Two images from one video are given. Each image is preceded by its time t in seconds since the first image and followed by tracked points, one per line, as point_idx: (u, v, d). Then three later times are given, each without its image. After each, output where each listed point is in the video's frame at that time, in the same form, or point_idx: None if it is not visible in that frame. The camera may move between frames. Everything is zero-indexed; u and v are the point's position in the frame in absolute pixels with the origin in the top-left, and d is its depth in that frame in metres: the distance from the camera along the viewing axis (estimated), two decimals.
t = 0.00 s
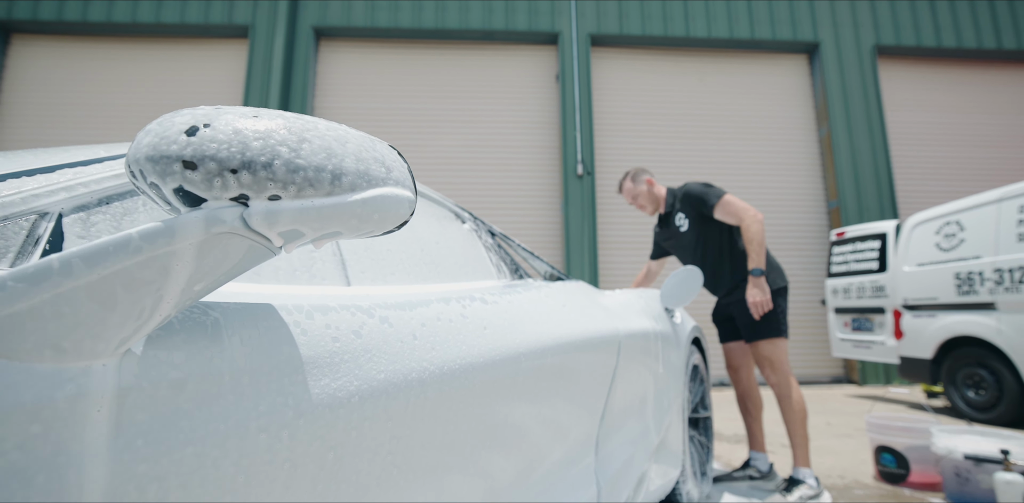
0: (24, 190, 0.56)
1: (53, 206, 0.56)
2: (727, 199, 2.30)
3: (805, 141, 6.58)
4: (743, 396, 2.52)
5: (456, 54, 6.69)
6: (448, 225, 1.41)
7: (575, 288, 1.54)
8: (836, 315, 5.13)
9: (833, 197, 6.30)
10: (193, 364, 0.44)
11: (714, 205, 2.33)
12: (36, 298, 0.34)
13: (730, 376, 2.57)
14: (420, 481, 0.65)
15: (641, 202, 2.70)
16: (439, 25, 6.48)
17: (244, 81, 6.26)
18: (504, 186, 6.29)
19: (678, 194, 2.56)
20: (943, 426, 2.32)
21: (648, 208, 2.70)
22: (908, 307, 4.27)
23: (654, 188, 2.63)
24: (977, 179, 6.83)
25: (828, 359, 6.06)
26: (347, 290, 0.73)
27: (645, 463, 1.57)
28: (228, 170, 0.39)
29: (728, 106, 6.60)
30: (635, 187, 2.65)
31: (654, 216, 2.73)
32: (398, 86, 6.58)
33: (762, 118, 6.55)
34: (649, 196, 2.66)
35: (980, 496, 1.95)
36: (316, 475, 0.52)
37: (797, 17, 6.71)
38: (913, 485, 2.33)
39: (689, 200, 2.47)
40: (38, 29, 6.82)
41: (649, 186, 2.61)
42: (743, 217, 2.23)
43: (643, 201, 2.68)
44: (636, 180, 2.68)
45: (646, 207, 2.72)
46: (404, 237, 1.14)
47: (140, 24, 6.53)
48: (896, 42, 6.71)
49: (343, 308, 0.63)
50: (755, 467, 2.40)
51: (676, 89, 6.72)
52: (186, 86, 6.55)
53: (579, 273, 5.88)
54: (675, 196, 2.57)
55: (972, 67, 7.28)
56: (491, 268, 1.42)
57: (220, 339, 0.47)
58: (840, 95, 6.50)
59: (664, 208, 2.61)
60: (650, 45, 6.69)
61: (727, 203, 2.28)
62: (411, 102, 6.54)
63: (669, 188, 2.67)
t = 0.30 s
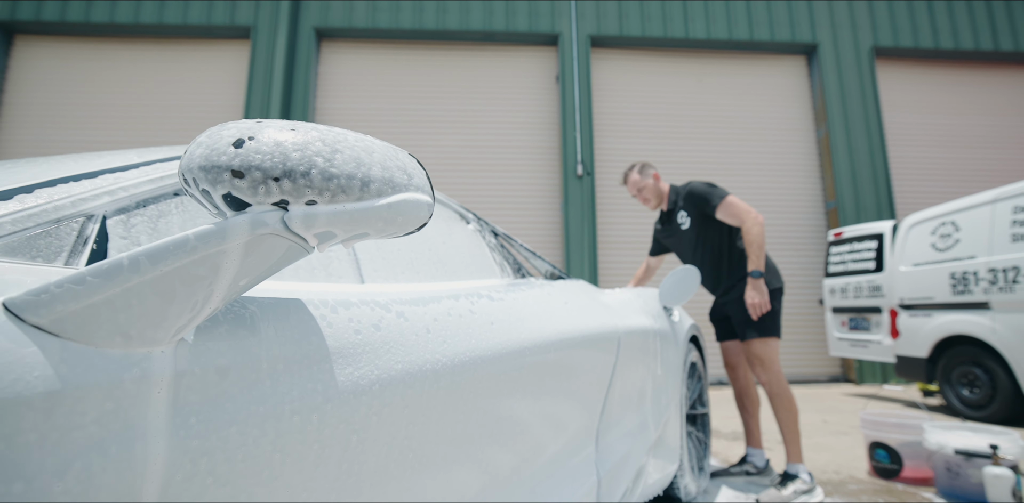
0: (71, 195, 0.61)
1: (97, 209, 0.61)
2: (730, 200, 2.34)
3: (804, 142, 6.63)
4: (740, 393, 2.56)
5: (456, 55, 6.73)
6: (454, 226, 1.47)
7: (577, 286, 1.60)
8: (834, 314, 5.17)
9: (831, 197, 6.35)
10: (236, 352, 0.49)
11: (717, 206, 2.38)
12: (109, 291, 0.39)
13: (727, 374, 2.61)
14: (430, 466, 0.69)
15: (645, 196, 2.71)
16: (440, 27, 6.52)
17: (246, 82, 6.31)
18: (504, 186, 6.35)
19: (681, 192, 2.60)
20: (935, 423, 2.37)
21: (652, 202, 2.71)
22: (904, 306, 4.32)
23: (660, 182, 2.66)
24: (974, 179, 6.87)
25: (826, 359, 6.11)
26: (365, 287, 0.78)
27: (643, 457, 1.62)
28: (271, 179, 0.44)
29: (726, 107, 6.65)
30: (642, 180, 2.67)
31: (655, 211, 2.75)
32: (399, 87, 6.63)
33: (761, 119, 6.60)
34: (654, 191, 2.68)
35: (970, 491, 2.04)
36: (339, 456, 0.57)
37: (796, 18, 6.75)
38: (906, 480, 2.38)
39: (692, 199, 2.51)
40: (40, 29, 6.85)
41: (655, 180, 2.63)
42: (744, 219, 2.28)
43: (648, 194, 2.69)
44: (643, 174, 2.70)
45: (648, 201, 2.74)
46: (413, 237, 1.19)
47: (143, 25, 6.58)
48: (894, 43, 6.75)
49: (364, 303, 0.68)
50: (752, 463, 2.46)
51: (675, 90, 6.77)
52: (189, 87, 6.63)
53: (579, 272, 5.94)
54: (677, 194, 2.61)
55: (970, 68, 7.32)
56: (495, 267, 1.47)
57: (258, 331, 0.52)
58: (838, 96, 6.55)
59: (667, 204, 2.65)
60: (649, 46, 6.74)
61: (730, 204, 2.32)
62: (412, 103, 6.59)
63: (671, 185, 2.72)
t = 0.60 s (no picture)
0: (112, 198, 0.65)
1: (134, 210, 0.66)
2: (736, 200, 2.37)
3: (802, 142, 6.69)
4: (739, 390, 2.60)
5: (457, 56, 6.78)
6: (459, 226, 1.52)
7: (579, 285, 1.64)
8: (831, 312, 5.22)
9: (829, 197, 6.40)
10: (272, 342, 0.54)
11: (722, 205, 2.40)
12: (165, 286, 0.44)
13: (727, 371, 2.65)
14: (442, 455, 0.74)
15: (650, 190, 2.69)
16: (440, 28, 6.57)
17: (249, 83, 6.36)
18: (505, 186, 6.40)
19: (685, 189, 2.62)
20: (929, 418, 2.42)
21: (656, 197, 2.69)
22: (901, 305, 4.37)
23: (666, 177, 2.64)
24: (970, 180, 6.92)
25: (824, 357, 6.16)
26: (381, 284, 0.83)
27: (642, 452, 1.67)
28: (306, 184, 0.48)
29: (725, 107, 6.70)
30: (648, 174, 2.64)
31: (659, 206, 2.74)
32: (400, 87, 6.67)
33: (759, 119, 6.65)
34: (659, 186, 2.67)
35: (961, 485, 2.09)
36: (361, 442, 0.61)
37: (794, 19, 6.80)
38: (900, 475, 2.43)
39: (697, 197, 2.52)
40: (43, 30, 6.89)
41: (661, 175, 2.61)
42: (749, 220, 2.32)
43: (653, 189, 2.67)
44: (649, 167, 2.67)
45: (653, 196, 2.72)
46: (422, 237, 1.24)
47: (146, 26, 6.62)
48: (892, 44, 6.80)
49: (382, 299, 0.72)
50: (749, 459, 2.51)
51: (675, 90, 6.81)
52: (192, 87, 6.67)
53: (579, 272, 5.99)
54: (683, 190, 2.63)
55: (967, 69, 7.36)
56: (498, 265, 1.51)
57: (290, 322, 0.57)
58: (836, 97, 6.60)
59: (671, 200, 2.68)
60: (649, 47, 6.79)
61: (735, 204, 2.35)
62: (413, 104, 6.63)
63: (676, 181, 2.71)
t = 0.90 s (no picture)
0: (151, 201, 0.70)
1: (171, 211, 0.70)
2: (744, 200, 2.38)
3: (800, 142, 6.73)
4: (740, 386, 2.64)
5: (458, 56, 6.81)
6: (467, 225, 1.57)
7: (581, 282, 1.69)
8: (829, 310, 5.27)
9: (827, 196, 6.45)
10: (307, 332, 0.58)
11: (730, 204, 2.41)
12: (218, 280, 0.49)
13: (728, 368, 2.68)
14: (456, 442, 0.79)
15: (657, 183, 2.64)
16: (441, 28, 6.60)
17: (251, 83, 6.39)
18: (505, 185, 6.44)
19: (692, 184, 2.61)
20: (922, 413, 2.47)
21: (663, 190, 2.64)
22: (898, 303, 4.41)
23: (674, 172, 2.62)
24: (967, 179, 6.97)
25: (822, 355, 6.21)
26: (397, 280, 0.88)
27: (642, 445, 1.71)
28: (341, 188, 0.53)
29: (724, 107, 6.75)
30: (658, 166, 2.58)
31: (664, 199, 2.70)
32: (402, 87, 6.70)
33: (759, 119, 6.69)
34: (667, 179, 2.63)
35: (954, 477, 2.16)
36: (384, 426, 0.66)
37: (793, 19, 6.84)
38: (895, 468, 2.49)
39: (704, 193, 2.52)
40: (45, 29, 6.90)
41: (671, 168, 2.58)
42: (755, 221, 2.35)
43: (661, 182, 2.62)
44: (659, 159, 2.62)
45: (658, 188, 2.67)
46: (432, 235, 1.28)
47: (148, 26, 6.65)
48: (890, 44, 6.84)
49: (402, 293, 0.77)
50: (747, 453, 2.57)
51: (674, 90, 6.85)
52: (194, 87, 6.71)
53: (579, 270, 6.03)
54: (690, 185, 2.62)
55: (966, 68, 7.40)
56: (504, 263, 1.56)
57: (323, 315, 0.61)
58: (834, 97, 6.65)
59: (677, 194, 2.66)
60: (649, 47, 6.83)
61: (743, 203, 2.37)
62: (414, 103, 6.67)
63: (682, 176, 2.70)
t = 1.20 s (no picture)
0: (182, 200, 0.74)
1: (201, 210, 0.74)
2: (755, 198, 2.39)
3: (799, 141, 6.77)
4: (738, 384, 2.67)
5: (459, 55, 6.83)
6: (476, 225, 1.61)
7: (584, 278, 1.73)
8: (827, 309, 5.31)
9: (825, 195, 6.49)
10: (336, 324, 0.63)
11: (740, 202, 2.41)
12: (258, 275, 0.53)
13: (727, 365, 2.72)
14: (463, 433, 0.82)
15: (664, 175, 2.62)
16: (443, 27, 6.62)
17: (253, 82, 6.42)
18: (506, 183, 6.47)
19: (700, 180, 2.60)
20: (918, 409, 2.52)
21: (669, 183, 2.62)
22: (896, 301, 4.46)
23: (682, 165, 2.60)
24: (965, 178, 7.02)
25: (820, 352, 6.26)
26: (414, 276, 0.92)
27: (642, 439, 1.75)
28: (368, 189, 0.57)
29: (724, 106, 6.78)
30: (668, 157, 2.56)
31: (668, 192, 2.70)
32: (403, 86, 6.73)
33: (757, 117, 6.70)
34: (674, 172, 2.61)
35: (948, 470, 2.20)
36: (402, 413, 0.70)
37: (792, 19, 6.87)
38: (890, 463, 2.54)
39: (714, 189, 2.51)
40: (48, 29, 6.93)
41: (679, 161, 2.57)
42: (763, 220, 2.36)
43: (668, 174, 2.61)
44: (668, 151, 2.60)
45: (664, 181, 2.66)
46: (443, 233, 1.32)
47: (150, 24, 6.67)
48: (889, 43, 6.88)
49: (419, 288, 0.82)
50: (746, 448, 2.62)
51: (675, 89, 6.88)
52: (196, 86, 6.76)
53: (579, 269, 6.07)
54: (698, 181, 2.61)
55: (964, 68, 7.44)
56: (509, 261, 1.60)
57: (349, 308, 0.65)
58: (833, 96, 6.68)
59: (683, 188, 2.65)
60: (649, 46, 6.86)
61: (752, 202, 2.37)
62: (415, 102, 6.70)
63: (689, 170, 2.69)
